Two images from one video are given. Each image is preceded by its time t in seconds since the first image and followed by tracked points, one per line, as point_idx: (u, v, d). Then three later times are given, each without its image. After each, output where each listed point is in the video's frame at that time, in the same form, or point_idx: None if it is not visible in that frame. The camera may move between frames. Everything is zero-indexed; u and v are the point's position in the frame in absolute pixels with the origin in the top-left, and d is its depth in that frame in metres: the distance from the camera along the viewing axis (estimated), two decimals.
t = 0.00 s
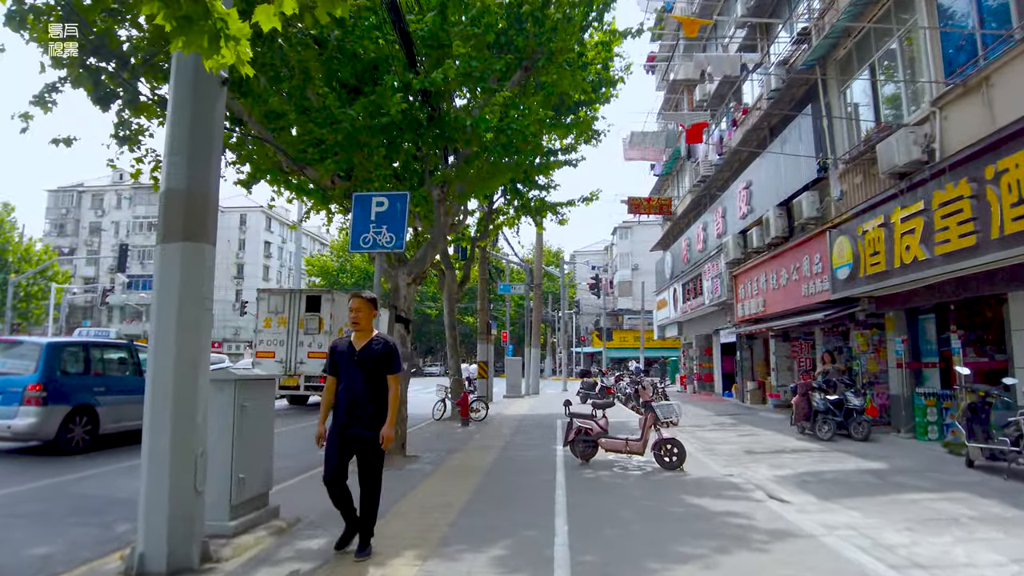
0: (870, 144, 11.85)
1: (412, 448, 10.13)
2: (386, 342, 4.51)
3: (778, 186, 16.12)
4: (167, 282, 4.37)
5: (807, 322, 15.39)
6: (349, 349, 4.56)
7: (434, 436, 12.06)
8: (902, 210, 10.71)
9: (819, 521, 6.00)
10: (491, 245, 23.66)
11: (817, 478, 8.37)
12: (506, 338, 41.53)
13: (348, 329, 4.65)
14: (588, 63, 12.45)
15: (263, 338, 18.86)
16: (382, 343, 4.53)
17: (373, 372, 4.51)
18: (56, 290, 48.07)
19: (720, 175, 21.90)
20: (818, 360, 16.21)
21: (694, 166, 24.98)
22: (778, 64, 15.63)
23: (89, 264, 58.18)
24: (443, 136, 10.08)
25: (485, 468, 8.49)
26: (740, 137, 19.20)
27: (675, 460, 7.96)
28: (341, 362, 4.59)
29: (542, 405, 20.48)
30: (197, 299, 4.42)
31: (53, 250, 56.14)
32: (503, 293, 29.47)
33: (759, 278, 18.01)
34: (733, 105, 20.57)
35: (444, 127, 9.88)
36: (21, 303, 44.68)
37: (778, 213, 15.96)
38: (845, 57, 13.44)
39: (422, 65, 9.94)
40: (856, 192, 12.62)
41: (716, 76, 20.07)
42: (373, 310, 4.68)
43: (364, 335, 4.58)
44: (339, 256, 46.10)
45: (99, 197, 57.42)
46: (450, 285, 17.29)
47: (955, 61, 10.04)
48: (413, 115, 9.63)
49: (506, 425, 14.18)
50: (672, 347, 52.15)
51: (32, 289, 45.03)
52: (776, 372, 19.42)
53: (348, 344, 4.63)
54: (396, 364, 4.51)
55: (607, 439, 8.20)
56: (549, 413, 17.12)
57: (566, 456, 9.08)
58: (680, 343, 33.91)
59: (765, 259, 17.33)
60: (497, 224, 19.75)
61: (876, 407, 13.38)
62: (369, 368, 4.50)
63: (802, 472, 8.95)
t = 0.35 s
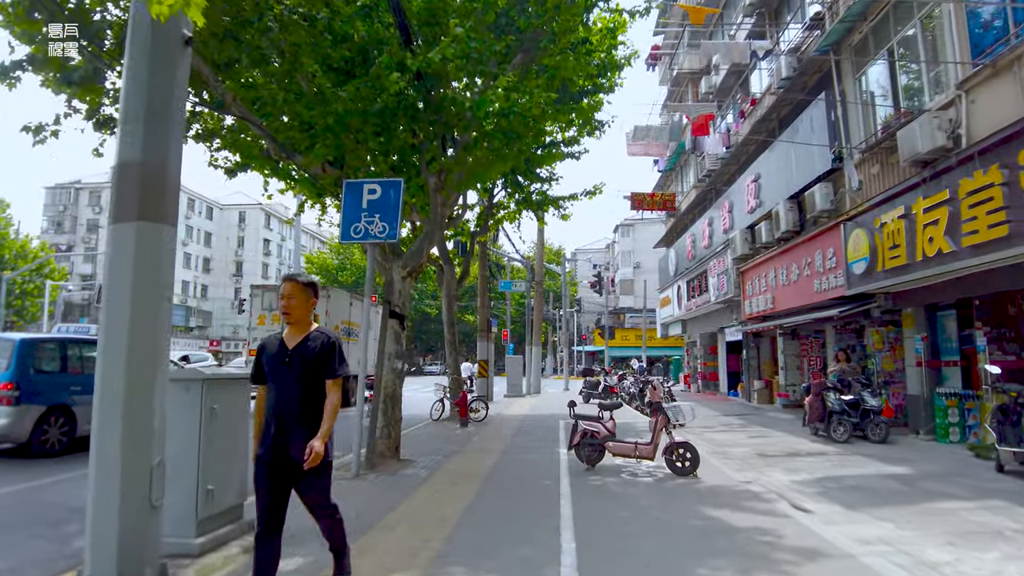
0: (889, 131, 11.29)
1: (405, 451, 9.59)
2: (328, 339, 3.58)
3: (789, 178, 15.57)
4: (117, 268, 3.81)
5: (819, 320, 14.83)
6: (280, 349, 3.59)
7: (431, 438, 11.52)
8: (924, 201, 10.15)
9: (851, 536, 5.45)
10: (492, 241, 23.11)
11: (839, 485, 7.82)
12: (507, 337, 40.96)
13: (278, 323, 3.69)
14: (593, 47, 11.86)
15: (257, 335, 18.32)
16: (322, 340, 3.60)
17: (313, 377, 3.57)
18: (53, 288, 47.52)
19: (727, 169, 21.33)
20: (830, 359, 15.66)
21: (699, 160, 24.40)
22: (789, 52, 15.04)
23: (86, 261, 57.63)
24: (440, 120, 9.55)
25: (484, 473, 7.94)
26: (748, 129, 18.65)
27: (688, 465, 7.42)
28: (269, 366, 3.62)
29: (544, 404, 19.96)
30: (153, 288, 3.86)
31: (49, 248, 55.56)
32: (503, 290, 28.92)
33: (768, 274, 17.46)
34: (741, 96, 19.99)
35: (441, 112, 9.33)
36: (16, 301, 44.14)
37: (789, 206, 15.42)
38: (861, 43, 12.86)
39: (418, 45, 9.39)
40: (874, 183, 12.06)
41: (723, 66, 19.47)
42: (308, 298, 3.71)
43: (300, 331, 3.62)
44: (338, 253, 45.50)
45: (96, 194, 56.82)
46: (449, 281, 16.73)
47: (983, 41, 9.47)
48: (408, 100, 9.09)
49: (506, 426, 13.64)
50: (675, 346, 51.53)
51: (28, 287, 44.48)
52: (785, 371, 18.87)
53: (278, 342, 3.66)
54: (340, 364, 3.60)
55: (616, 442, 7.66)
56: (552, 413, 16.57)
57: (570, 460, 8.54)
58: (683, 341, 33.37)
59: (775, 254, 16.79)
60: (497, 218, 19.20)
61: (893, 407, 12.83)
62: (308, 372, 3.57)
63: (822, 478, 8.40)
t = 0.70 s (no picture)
0: (909, 114, 10.71)
1: (399, 452, 9.03)
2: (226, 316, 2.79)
3: (800, 166, 14.99)
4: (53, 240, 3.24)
5: (831, 314, 14.28)
6: (163, 326, 2.78)
7: (427, 437, 10.96)
8: (948, 186, 9.58)
9: (889, 550, 4.89)
10: (492, 234, 22.56)
11: (864, 489, 7.27)
12: (507, 334, 40.37)
13: (166, 295, 2.91)
14: (596, 24, 11.26)
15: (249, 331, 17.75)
16: (218, 315, 2.79)
17: (205, 364, 2.73)
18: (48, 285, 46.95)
19: (734, 159, 20.76)
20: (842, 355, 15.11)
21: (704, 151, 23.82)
22: (799, 35, 14.42)
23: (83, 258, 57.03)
24: (435, 100, 8.98)
25: (482, 476, 7.39)
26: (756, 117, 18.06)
27: (702, 468, 6.87)
28: (149, 352, 2.79)
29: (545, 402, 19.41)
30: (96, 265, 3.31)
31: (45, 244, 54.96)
32: (503, 286, 28.34)
33: (777, 267, 16.89)
34: (748, 84, 19.41)
35: (436, 91, 8.74)
36: (11, 297, 43.54)
37: (799, 196, 14.85)
38: (878, 23, 12.26)
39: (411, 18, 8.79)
40: (891, 169, 11.49)
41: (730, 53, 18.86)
42: (207, 267, 2.94)
43: (191, 307, 2.84)
44: (337, 249, 44.91)
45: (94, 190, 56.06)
46: (447, 275, 16.16)
47: (1014, 15, 8.87)
48: (402, 78, 8.50)
49: (507, 424, 13.08)
50: (677, 343, 50.94)
51: (23, 283, 43.88)
52: (793, 368, 18.32)
53: (165, 319, 2.86)
54: (244, 349, 2.78)
55: (624, 443, 7.10)
56: (553, 411, 16.03)
57: (575, 461, 7.99)
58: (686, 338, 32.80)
59: (785, 246, 16.21)
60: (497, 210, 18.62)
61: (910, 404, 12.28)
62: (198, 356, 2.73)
63: (843, 481, 7.86)
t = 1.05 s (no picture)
0: (931, 99, 10.18)
1: (392, 455, 8.51)
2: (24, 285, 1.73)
3: (811, 156, 14.45)
4: None
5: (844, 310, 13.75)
6: None
7: (423, 439, 10.43)
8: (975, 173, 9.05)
9: (932, 568, 4.38)
10: (492, 229, 22.05)
11: (891, 497, 6.76)
12: (508, 331, 39.89)
13: None
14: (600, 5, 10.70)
15: (242, 327, 17.21)
16: (10, 280, 1.75)
17: None
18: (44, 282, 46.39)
19: (740, 152, 20.22)
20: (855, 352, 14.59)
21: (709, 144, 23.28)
22: (811, 21, 13.75)
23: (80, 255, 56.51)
24: (431, 81, 8.43)
25: (480, 481, 6.86)
26: (764, 107, 17.50)
27: (718, 474, 6.36)
28: None
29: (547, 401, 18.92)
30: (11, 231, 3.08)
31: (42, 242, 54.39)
32: (504, 283, 27.81)
33: (787, 261, 16.37)
34: (756, 74, 18.86)
35: (431, 72, 8.22)
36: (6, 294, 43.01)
37: (810, 187, 14.32)
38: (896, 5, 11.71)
39: None
40: (910, 157, 10.96)
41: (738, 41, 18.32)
42: (5, 207, 1.85)
43: None
44: (335, 246, 44.39)
45: (91, 187, 55.39)
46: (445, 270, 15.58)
47: None
48: (395, 58, 7.97)
49: (507, 425, 12.55)
50: (679, 341, 50.32)
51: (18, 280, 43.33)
52: (802, 366, 17.81)
53: None
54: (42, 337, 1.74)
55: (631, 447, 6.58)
56: (555, 410, 15.52)
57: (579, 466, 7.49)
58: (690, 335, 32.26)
59: (795, 239, 15.65)
60: (497, 204, 18.10)
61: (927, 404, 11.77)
62: None
63: (867, 487, 7.35)
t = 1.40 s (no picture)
0: (957, 83, 9.60)
1: (383, 462, 7.95)
2: None
3: (825, 147, 13.87)
4: None
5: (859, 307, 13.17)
6: None
7: (418, 443, 9.87)
8: (1008, 160, 8.47)
9: None
10: (492, 224, 21.48)
11: (927, 511, 6.19)
12: (508, 329, 39.34)
13: None
14: None
15: (232, 326, 16.65)
16: None
17: None
18: (39, 280, 45.85)
19: (748, 144, 19.64)
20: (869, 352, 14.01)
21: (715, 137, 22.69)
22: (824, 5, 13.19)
23: (77, 252, 55.93)
24: (426, 59, 7.85)
25: (476, 494, 6.28)
26: (774, 98, 16.92)
27: (739, 486, 5.76)
28: None
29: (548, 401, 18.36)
30: None
31: (38, 240, 53.83)
32: (503, 280, 27.23)
33: (797, 257, 15.79)
34: (765, 64, 18.27)
35: (425, 49, 7.64)
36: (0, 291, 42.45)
37: (824, 178, 13.73)
38: None
39: None
40: (933, 146, 10.38)
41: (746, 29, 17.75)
42: None
43: None
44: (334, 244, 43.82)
45: (88, 183, 54.74)
46: (442, 267, 14.96)
47: None
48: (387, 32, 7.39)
49: (507, 427, 12.00)
50: (682, 339, 49.74)
51: (12, 278, 42.77)
52: (812, 365, 17.23)
53: None
54: None
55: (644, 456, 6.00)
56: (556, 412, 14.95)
57: (585, 475, 6.92)
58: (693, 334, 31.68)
59: (807, 234, 15.06)
60: (497, 198, 17.53)
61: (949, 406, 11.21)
62: None
63: (897, 498, 6.78)
